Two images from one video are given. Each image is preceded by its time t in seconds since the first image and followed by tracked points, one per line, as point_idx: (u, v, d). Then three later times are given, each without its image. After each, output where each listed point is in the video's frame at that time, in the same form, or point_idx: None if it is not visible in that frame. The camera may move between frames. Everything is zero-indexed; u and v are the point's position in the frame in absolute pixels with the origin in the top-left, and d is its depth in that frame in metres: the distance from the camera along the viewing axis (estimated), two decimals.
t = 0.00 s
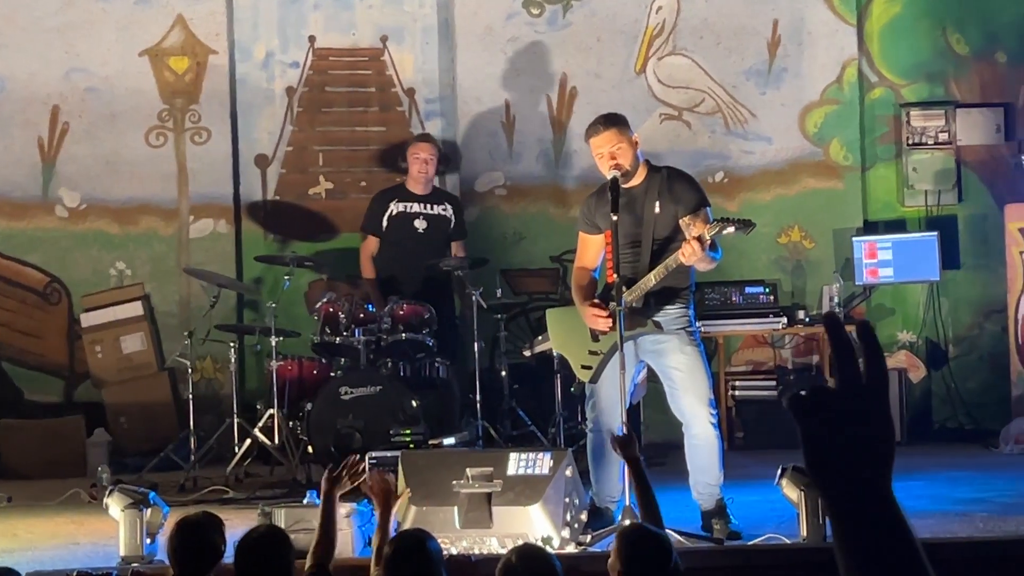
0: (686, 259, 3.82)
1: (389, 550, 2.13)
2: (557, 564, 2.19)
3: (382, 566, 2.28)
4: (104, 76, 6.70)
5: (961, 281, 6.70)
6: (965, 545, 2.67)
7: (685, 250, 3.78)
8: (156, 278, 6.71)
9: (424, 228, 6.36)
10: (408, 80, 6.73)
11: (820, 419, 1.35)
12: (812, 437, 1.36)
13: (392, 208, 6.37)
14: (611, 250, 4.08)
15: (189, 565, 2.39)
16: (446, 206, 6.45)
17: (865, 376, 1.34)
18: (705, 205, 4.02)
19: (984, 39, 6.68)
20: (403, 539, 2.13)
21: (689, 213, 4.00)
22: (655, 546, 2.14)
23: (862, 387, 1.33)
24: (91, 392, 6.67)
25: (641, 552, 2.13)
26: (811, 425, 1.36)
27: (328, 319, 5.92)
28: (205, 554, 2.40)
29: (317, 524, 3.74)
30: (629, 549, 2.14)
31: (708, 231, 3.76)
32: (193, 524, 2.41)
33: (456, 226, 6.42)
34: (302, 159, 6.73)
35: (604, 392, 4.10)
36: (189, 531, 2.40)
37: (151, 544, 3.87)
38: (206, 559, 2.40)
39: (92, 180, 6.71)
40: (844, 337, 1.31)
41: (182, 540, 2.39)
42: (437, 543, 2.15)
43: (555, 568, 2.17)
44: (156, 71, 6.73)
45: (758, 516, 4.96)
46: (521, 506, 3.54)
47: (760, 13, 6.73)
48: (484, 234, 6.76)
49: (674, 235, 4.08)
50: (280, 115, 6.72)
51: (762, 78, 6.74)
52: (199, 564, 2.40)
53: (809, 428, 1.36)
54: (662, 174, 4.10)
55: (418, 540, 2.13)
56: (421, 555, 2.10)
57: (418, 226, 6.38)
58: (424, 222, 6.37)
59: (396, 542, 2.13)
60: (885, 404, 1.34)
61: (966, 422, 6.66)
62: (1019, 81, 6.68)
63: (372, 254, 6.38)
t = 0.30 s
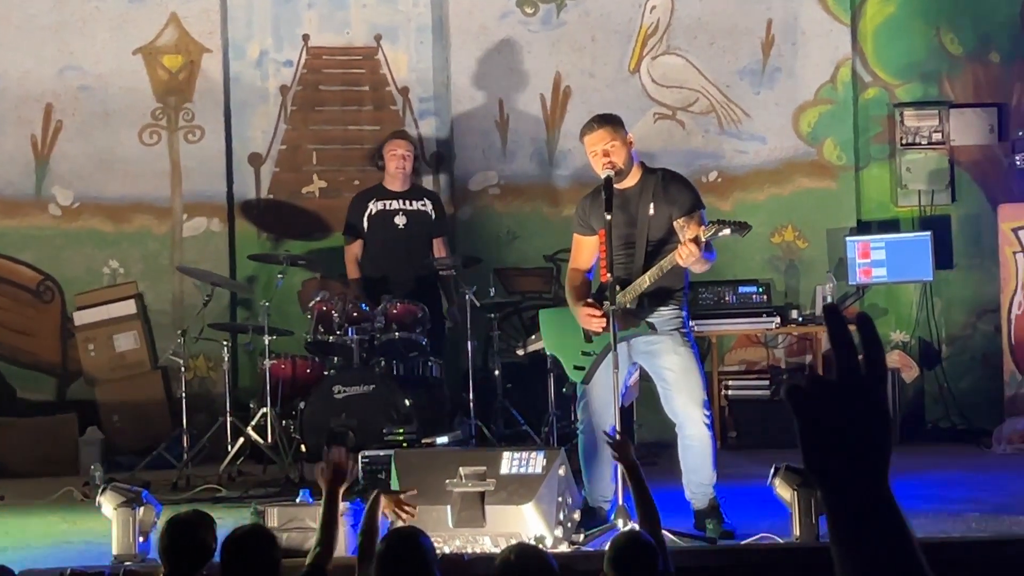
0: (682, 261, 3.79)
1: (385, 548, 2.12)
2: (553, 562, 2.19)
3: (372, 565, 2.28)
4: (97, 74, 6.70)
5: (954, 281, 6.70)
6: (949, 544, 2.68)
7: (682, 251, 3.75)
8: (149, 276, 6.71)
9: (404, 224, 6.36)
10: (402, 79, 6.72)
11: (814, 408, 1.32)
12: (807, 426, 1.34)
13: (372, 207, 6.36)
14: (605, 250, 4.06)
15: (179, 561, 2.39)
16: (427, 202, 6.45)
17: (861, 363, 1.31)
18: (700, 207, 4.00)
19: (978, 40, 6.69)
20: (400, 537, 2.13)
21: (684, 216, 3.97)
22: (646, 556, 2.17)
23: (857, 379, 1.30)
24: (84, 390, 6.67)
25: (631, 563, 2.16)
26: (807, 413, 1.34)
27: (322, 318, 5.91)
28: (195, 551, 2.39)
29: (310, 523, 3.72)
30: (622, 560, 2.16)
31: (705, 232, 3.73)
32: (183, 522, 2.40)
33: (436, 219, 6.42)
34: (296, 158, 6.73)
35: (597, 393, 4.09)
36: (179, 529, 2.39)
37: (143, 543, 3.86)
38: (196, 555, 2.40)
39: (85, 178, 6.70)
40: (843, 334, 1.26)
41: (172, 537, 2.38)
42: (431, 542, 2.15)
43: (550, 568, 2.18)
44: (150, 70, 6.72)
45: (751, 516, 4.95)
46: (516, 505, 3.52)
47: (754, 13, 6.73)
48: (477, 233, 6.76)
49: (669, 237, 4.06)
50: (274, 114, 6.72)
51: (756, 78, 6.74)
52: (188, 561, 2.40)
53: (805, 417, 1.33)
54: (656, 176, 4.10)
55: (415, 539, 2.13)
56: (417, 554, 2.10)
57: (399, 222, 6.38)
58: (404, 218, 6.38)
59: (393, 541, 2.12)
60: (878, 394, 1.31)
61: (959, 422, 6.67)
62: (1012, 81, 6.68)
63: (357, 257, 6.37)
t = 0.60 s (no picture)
0: (680, 262, 3.77)
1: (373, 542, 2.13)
2: (545, 562, 2.19)
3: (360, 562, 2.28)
4: (92, 72, 6.69)
5: (948, 280, 6.70)
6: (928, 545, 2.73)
7: (681, 253, 3.73)
8: (143, 274, 6.71)
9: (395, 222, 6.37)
10: (396, 78, 6.72)
11: (803, 405, 1.28)
12: (796, 425, 1.29)
13: (361, 206, 6.38)
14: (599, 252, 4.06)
15: (170, 559, 2.39)
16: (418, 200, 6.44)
17: (851, 359, 1.26)
18: (694, 209, 3.99)
19: (972, 39, 6.69)
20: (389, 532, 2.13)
21: (677, 218, 3.96)
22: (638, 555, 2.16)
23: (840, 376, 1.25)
24: (78, 388, 6.66)
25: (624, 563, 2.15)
26: (794, 410, 1.29)
27: (315, 316, 5.89)
28: (188, 548, 2.39)
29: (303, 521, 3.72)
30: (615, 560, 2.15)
31: (701, 234, 3.75)
32: (176, 519, 2.40)
33: (428, 218, 6.43)
34: (290, 156, 6.72)
35: (589, 393, 4.07)
36: (171, 526, 2.39)
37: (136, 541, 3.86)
38: (188, 554, 2.39)
39: (80, 176, 6.69)
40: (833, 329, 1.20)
41: (165, 535, 2.38)
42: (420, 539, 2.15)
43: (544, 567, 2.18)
44: (144, 68, 6.72)
45: (744, 515, 4.95)
46: (508, 503, 3.53)
47: (749, 12, 6.73)
48: (472, 232, 6.76)
49: (662, 240, 4.06)
50: (268, 112, 6.71)
51: (750, 77, 6.74)
52: (181, 558, 2.39)
53: (792, 414, 1.29)
54: (649, 179, 4.09)
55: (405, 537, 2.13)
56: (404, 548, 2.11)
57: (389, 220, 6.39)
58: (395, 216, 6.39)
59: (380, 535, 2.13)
60: (871, 392, 1.26)
61: (952, 421, 6.67)
62: (1007, 80, 6.68)
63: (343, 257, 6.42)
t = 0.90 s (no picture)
0: (678, 264, 3.72)
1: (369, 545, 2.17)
2: (538, 562, 2.19)
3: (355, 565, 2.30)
4: (88, 71, 6.69)
5: (944, 280, 6.70)
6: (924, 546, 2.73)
7: (682, 255, 3.68)
8: (140, 273, 6.70)
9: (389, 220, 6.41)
10: (393, 77, 6.72)
11: (839, 421, 1.41)
12: (824, 446, 1.44)
13: (355, 201, 6.45)
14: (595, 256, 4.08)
15: (167, 559, 2.38)
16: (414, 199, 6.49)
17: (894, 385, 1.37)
18: (691, 214, 3.99)
19: (969, 39, 6.68)
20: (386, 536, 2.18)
21: (673, 223, 3.97)
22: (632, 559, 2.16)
23: (906, 434, 1.41)
24: (74, 387, 6.65)
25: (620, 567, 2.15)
26: (831, 423, 1.42)
27: (311, 316, 5.88)
28: (185, 548, 2.39)
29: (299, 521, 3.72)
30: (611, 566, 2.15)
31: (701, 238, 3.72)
32: (173, 518, 2.40)
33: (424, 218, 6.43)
34: (287, 155, 6.72)
35: (584, 396, 4.06)
36: (169, 526, 2.39)
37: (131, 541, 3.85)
38: (186, 553, 2.39)
39: (76, 175, 6.68)
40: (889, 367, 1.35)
41: (162, 534, 2.38)
42: (414, 541, 2.19)
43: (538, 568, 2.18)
44: (141, 67, 6.71)
45: (741, 515, 4.95)
46: (505, 503, 3.53)
47: (745, 12, 6.73)
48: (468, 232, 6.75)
49: (658, 244, 4.05)
50: (265, 111, 6.71)
51: (747, 77, 6.74)
52: (178, 558, 2.39)
53: (826, 428, 1.42)
54: (645, 184, 4.09)
55: (400, 540, 2.18)
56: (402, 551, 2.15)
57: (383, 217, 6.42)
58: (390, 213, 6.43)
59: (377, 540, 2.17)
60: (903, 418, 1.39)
61: (948, 421, 6.68)
62: (1004, 81, 6.68)
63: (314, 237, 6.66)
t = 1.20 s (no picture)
0: (681, 265, 3.73)
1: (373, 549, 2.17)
2: (538, 564, 2.19)
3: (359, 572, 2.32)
4: (88, 71, 6.68)
5: (944, 281, 6.70)
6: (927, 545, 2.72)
7: (686, 256, 3.69)
8: (139, 273, 6.70)
9: (387, 219, 6.40)
10: (393, 78, 6.72)
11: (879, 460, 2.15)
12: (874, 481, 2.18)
13: (352, 199, 6.43)
14: (594, 259, 4.08)
15: (167, 561, 2.39)
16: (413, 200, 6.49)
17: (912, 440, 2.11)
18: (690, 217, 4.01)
19: (969, 40, 6.68)
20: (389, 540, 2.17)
21: (672, 227, 3.98)
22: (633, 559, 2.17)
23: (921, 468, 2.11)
24: (74, 387, 6.65)
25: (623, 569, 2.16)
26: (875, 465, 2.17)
27: (311, 317, 5.90)
28: (185, 550, 2.39)
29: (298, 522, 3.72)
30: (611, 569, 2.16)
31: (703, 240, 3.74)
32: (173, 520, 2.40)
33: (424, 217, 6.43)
34: (286, 156, 6.72)
35: (584, 398, 4.06)
36: (169, 528, 2.39)
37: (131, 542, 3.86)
38: (186, 555, 2.39)
39: (75, 175, 6.68)
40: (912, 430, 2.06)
41: (161, 536, 2.38)
42: (416, 543, 2.20)
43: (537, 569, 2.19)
44: (141, 67, 6.71)
45: (740, 516, 4.96)
46: (504, 505, 3.51)
47: (745, 13, 6.73)
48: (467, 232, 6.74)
49: (658, 246, 4.05)
50: (264, 111, 6.70)
51: (747, 78, 6.74)
52: (179, 561, 2.39)
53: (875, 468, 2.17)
54: (643, 185, 4.08)
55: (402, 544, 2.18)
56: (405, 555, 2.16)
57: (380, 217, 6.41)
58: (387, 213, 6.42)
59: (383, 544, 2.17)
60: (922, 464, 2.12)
61: (947, 423, 6.69)
62: (1003, 83, 6.68)
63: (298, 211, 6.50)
